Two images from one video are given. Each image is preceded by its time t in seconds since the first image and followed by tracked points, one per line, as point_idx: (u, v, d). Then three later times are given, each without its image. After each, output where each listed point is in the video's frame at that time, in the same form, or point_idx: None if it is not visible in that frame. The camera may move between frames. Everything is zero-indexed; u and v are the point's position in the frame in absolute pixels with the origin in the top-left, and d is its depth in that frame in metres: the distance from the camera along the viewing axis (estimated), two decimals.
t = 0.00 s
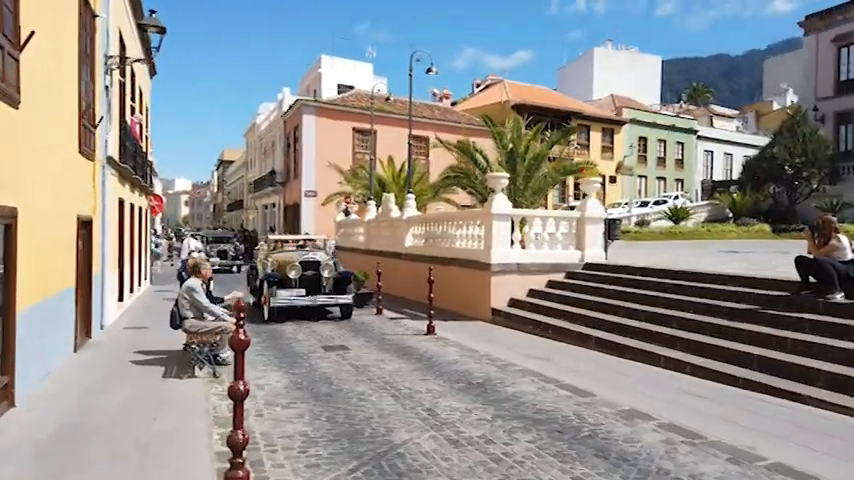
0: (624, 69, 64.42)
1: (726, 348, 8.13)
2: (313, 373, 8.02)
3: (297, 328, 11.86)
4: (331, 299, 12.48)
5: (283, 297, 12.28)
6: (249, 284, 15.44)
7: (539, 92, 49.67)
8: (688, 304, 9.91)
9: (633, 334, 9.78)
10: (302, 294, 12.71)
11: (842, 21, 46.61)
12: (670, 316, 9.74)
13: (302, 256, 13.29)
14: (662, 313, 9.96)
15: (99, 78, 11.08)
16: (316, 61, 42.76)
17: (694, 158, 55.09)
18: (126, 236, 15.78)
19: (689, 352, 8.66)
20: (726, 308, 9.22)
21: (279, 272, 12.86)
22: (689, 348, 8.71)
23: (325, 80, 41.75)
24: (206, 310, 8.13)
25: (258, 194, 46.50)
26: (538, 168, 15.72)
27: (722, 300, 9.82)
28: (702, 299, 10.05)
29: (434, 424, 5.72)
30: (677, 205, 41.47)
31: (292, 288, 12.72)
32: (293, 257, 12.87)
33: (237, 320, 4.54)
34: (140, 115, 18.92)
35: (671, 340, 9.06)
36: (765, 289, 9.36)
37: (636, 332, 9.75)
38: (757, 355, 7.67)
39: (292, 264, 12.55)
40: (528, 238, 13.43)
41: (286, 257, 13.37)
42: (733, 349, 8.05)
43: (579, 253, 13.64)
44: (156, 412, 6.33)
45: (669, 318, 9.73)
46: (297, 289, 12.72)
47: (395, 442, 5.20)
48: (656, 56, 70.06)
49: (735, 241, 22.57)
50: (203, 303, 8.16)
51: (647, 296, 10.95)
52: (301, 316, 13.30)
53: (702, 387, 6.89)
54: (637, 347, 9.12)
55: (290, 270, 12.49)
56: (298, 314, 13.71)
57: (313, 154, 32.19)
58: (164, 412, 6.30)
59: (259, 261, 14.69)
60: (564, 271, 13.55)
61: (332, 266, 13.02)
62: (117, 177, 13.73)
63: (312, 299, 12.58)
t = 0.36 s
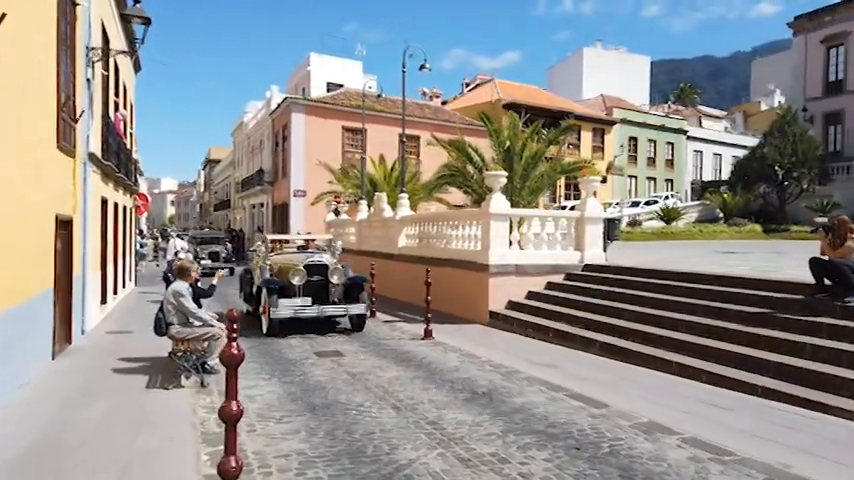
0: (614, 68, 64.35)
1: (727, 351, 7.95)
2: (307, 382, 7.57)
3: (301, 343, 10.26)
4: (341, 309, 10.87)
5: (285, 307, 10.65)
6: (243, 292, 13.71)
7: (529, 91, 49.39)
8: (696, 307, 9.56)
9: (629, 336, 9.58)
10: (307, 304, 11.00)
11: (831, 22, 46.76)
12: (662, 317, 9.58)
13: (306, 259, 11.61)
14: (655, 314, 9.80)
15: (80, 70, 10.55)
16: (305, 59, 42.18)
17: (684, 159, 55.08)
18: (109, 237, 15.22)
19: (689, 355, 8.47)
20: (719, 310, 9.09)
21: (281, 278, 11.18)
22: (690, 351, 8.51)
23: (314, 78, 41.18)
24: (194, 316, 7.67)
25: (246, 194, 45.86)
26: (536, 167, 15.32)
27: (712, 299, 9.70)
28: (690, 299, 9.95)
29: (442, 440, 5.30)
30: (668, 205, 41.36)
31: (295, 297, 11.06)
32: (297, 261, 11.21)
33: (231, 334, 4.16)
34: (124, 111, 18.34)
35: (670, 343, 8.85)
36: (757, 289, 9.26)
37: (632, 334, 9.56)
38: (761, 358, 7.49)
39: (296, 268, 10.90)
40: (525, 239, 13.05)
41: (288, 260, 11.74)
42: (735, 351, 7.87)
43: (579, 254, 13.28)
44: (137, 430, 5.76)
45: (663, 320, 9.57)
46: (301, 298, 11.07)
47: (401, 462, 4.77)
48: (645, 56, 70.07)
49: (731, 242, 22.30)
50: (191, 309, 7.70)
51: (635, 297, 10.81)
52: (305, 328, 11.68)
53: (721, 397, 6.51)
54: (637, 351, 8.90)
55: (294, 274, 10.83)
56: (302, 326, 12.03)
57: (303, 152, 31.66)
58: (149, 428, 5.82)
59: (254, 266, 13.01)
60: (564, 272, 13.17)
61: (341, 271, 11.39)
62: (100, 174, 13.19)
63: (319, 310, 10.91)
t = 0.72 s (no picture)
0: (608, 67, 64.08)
1: (730, 351, 7.83)
2: (307, 390, 7.13)
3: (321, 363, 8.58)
4: (365, 323, 9.23)
5: (300, 321, 8.95)
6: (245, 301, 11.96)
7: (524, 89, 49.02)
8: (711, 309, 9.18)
9: (631, 336, 9.40)
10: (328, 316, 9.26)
11: (826, 21, 46.65)
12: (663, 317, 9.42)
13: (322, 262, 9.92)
14: (666, 316, 9.46)
15: (64, 60, 10.04)
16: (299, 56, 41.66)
17: (679, 158, 54.87)
18: (98, 236, 14.73)
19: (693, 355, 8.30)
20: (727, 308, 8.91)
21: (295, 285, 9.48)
22: (692, 350, 8.35)
23: (307, 75, 40.63)
24: (184, 319, 7.20)
25: (238, 193, 45.26)
26: (538, 164, 14.90)
27: (719, 299, 9.51)
28: (697, 298, 9.73)
29: (455, 456, 4.87)
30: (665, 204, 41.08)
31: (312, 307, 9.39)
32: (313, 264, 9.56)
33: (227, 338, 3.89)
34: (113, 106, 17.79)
35: (683, 345, 8.56)
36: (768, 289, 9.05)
37: (634, 333, 9.39)
38: (773, 361, 7.26)
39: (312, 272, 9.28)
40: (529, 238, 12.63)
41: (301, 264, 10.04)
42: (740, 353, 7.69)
43: (584, 253, 12.88)
44: (124, 446, 5.28)
45: (662, 318, 9.43)
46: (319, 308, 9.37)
47: None
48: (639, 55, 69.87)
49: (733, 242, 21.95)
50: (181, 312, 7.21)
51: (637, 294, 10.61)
52: (320, 345, 9.95)
53: (748, 406, 6.12)
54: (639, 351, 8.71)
55: (309, 280, 9.25)
56: (317, 342, 10.29)
57: (296, 151, 31.16)
58: (136, 443, 5.35)
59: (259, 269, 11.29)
60: (568, 272, 12.77)
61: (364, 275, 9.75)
62: (86, 171, 12.70)
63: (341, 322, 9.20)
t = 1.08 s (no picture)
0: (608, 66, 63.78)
1: (761, 356, 7.45)
2: (317, 398, 6.73)
3: (361, 391, 6.96)
4: (415, 341, 7.54)
5: (337, 339, 7.26)
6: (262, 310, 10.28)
7: (525, 88, 48.67)
8: (740, 313, 8.82)
9: (637, 335, 9.35)
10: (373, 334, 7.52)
11: (829, 20, 46.39)
12: (670, 316, 9.39)
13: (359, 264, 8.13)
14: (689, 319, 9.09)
15: (61, 52, 9.65)
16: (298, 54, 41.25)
17: (680, 157, 54.55)
18: (95, 235, 14.31)
19: (699, 354, 8.25)
20: (738, 310, 8.86)
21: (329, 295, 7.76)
22: (699, 349, 8.30)
23: (307, 74, 40.22)
24: (188, 323, 6.81)
25: (237, 193, 44.82)
26: (549, 161, 14.52)
27: (729, 300, 9.47)
28: (706, 299, 9.69)
29: (484, 473, 4.48)
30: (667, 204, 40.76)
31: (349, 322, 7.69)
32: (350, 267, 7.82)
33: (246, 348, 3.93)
34: (111, 103, 17.38)
35: (709, 349, 8.19)
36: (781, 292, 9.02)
37: (640, 332, 9.34)
38: (788, 362, 7.16)
39: (350, 278, 7.55)
40: (541, 238, 12.27)
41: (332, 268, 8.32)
42: (747, 352, 7.65)
43: (597, 254, 12.51)
44: (123, 460, 4.90)
45: (668, 317, 9.41)
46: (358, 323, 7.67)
47: None
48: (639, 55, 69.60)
49: (742, 242, 21.59)
50: (184, 315, 6.82)
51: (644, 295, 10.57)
52: (357, 366, 8.25)
53: (790, 417, 5.75)
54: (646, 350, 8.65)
55: (346, 287, 7.48)
56: (353, 363, 8.58)
57: (296, 149, 30.75)
58: (138, 458, 4.96)
59: (281, 273, 9.60)
60: (581, 272, 12.40)
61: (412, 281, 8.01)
62: (83, 168, 12.28)
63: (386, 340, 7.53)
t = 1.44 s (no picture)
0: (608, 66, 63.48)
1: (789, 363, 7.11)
2: (326, 409, 6.35)
3: (420, 437, 5.40)
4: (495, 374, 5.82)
5: (395, 374, 5.57)
6: (286, 328, 8.65)
7: (525, 88, 48.33)
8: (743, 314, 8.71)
9: (650, 340, 9.08)
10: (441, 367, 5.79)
11: (830, 20, 46.17)
12: (677, 317, 9.20)
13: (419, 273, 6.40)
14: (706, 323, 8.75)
15: (56, 44, 9.26)
16: (297, 53, 40.86)
17: (681, 158, 54.24)
18: (91, 235, 13.92)
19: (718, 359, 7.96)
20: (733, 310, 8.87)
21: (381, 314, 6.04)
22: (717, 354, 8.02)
23: (306, 73, 39.82)
24: (186, 330, 6.37)
25: (234, 193, 44.37)
26: (557, 160, 14.17)
27: (721, 300, 9.50)
28: (699, 299, 9.70)
29: None
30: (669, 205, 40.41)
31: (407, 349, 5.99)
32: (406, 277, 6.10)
33: (261, 400, 3.76)
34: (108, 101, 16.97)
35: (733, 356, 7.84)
36: (760, 289, 9.23)
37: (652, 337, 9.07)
38: (814, 368, 6.85)
39: (409, 290, 5.86)
40: (552, 239, 11.90)
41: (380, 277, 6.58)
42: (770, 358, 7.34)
43: (609, 255, 12.14)
44: None
45: (675, 320, 9.24)
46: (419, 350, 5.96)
47: None
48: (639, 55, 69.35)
49: (748, 243, 21.29)
50: (183, 322, 6.38)
51: (644, 297, 10.48)
52: (412, 402, 6.55)
53: (832, 430, 5.40)
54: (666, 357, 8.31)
55: (404, 304, 5.81)
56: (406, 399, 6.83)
57: (295, 149, 30.35)
58: None
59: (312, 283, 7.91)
60: (593, 275, 12.03)
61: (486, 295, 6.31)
62: (79, 166, 11.87)
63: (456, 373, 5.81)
